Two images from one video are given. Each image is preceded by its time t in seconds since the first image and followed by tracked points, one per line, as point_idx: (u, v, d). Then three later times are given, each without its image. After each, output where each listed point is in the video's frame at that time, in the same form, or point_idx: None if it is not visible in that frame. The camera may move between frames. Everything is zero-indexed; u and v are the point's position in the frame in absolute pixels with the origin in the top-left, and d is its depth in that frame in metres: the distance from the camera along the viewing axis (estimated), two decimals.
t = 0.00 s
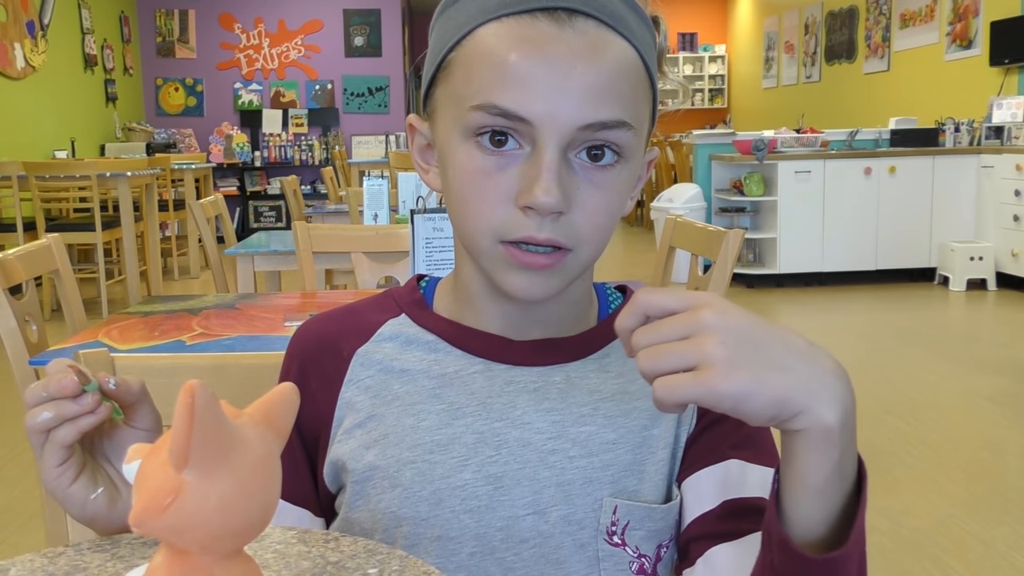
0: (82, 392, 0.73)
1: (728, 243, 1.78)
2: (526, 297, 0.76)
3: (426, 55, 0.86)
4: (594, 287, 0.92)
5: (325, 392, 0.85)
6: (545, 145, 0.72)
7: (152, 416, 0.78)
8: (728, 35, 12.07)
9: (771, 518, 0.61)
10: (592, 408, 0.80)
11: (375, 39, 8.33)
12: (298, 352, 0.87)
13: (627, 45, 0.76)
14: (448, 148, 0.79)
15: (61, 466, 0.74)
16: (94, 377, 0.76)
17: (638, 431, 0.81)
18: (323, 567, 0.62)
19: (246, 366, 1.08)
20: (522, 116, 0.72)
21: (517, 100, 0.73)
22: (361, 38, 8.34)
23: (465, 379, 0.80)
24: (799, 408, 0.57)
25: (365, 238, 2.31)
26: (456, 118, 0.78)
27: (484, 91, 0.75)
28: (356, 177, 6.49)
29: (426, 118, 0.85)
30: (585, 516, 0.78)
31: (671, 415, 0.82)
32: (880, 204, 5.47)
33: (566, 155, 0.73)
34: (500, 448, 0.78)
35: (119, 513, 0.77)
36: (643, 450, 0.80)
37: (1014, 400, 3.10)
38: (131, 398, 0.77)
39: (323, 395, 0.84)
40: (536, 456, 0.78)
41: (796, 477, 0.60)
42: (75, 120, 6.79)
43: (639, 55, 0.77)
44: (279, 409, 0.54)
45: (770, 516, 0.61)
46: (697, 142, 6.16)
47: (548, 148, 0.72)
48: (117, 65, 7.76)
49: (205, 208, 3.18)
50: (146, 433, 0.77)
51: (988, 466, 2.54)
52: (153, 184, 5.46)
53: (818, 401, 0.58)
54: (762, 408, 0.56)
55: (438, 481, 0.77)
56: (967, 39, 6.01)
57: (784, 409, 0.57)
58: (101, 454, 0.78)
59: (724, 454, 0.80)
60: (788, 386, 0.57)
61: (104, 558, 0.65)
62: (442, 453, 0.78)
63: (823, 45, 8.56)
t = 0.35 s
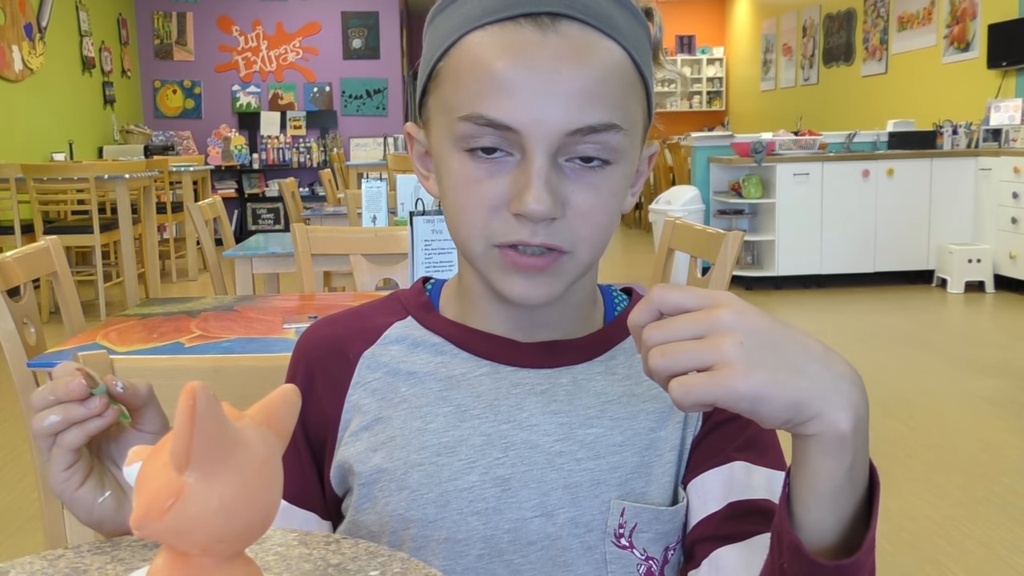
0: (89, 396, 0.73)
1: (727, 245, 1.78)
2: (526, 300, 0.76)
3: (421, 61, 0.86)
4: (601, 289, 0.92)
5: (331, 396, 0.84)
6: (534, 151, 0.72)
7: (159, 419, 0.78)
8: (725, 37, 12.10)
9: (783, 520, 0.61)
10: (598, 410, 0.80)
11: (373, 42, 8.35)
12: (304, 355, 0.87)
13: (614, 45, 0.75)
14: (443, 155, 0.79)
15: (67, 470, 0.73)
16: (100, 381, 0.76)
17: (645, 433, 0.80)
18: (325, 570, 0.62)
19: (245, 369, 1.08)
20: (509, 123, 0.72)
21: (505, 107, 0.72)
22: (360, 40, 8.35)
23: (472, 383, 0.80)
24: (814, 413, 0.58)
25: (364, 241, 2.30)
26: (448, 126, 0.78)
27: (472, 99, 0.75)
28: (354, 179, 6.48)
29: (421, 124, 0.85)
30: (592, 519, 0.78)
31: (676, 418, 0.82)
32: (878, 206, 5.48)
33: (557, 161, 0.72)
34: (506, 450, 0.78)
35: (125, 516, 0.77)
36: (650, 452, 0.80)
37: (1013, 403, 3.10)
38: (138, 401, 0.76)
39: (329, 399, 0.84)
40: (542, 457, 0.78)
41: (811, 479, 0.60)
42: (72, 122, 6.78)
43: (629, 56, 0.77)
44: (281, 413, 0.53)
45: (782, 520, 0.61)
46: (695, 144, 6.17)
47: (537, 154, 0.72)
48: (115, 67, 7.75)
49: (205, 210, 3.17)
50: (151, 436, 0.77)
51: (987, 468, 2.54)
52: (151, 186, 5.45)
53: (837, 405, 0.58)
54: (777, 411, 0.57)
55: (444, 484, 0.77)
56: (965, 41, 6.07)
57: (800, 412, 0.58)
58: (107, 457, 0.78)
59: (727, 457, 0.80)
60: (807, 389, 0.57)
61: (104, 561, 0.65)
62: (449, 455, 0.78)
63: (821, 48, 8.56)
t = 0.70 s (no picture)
0: (83, 399, 0.73)
1: (727, 246, 1.79)
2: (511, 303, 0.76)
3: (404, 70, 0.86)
4: (600, 289, 0.92)
5: (330, 399, 0.85)
6: (503, 155, 0.72)
7: (155, 421, 0.78)
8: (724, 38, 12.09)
9: (798, 518, 0.61)
10: (597, 411, 0.80)
11: (372, 43, 8.35)
12: (304, 359, 0.87)
13: (582, 42, 0.75)
14: (420, 164, 0.79)
15: (63, 475, 0.73)
16: (95, 384, 0.75)
17: (644, 434, 0.80)
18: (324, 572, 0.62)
19: (245, 369, 1.07)
20: (476, 129, 0.73)
21: (470, 112, 0.73)
22: (359, 41, 8.36)
23: (469, 385, 0.80)
24: (830, 411, 0.58)
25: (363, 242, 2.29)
26: (422, 135, 0.78)
27: (439, 109, 0.75)
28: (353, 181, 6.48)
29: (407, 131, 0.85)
30: (591, 520, 0.78)
31: (677, 418, 0.82)
32: (878, 208, 5.48)
33: (527, 161, 0.73)
34: (504, 452, 0.77)
35: (123, 520, 0.77)
36: (649, 453, 0.80)
37: (1013, 404, 3.10)
38: (133, 404, 0.76)
39: (328, 401, 0.84)
40: (542, 459, 0.78)
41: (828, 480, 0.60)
42: (72, 123, 6.78)
43: (602, 52, 0.76)
44: (280, 414, 0.53)
45: (795, 519, 0.61)
46: (694, 146, 6.18)
47: (505, 155, 0.72)
48: (114, 69, 7.75)
49: (203, 212, 3.16)
50: (148, 439, 0.77)
51: (986, 470, 2.54)
52: (151, 187, 5.44)
53: (857, 404, 0.58)
54: (790, 401, 0.57)
55: (444, 485, 0.77)
56: (964, 43, 6.04)
57: (815, 408, 0.58)
58: (104, 461, 0.77)
59: (729, 457, 0.80)
60: (824, 385, 0.57)
61: (103, 563, 0.65)
62: (448, 457, 0.78)
63: (820, 49, 8.57)
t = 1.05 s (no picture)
0: (78, 408, 0.73)
1: (726, 248, 1.79)
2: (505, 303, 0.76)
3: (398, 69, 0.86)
4: (593, 289, 0.92)
5: (325, 402, 0.85)
6: (496, 148, 0.72)
7: (151, 427, 0.78)
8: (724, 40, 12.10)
9: (799, 518, 0.61)
10: (591, 413, 0.80)
11: (372, 44, 8.35)
12: (296, 362, 0.87)
13: (576, 38, 0.75)
14: (414, 162, 0.79)
15: (57, 485, 0.73)
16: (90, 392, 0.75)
17: (638, 436, 0.81)
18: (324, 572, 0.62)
19: (244, 371, 1.06)
20: (470, 124, 0.73)
21: (462, 107, 0.73)
22: (358, 43, 8.37)
23: (464, 387, 0.80)
24: (832, 411, 0.58)
25: (361, 243, 2.29)
26: (416, 132, 0.78)
27: (434, 103, 0.75)
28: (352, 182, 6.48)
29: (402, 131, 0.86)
30: (586, 522, 0.78)
31: (671, 419, 0.82)
32: (877, 209, 5.49)
33: (519, 155, 0.73)
34: (499, 454, 0.78)
35: (120, 525, 0.76)
36: (644, 455, 0.80)
37: (1012, 407, 3.10)
38: (128, 410, 0.76)
39: (322, 404, 0.85)
40: (536, 461, 0.78)
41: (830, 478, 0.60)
42: (71, 124, 6.78)
43: (593, 48, 0.77)
44: (280, 415, 0.53)
45: (795, 518, 0.61)
46: (694, 147, 6.18)
47: (497, 149, 0.72)
48: (113, 69, 7.75)
49: (202, 212, 3.16)
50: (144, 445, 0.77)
51: (985, 471, 2.54)
52: (150, 187, 5.44)
53: (862, 403, 0.59)
54: (792, 404, 0.57)
55: (438, 489, 0.77)
56: (963, 45, 6.12)
57: (817, 408, 0.58)
58: (99, 470, 0.77)
59: (724, 457, 0.81)
60: (825, 386, 0.57)
61: (103, 563, 0.65)
62: (442, 460, 0.78)
63: (819, 51, 8.57)
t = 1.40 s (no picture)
0: (78, 412, 0.73)
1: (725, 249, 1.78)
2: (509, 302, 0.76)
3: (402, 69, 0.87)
4: (595, 290, 0.92)
5: (326, 404, 0.85)
6: (502, 145, 0.72)
7: (151, 429, 0.78)
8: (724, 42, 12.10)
9: (801, 519, 0.61)
10: (593, 415, 0.80)
11: (372, 45, 8.34)
12: (297, 363, 0.86)
13: (582, 38, 0.76)
14: (419, 160, 0.79)
15: (56, 489, 0.73)
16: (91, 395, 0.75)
17: (640, 437, 0.80)
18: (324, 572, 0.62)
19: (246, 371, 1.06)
20: (477, 120, 0.73)
21: (469, 103, 0.73)
22: (358, 44, 8.36)
23: (466, 389, 0.80)
24: (832, 409, 0.58)
25: (361, 244, 2.29)
26: (422, 129, 0.78)
27: (441, 99, 0.75)
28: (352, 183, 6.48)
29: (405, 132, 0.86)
30: (588, 524, 0.78)
31: (672, 421, 0.82)
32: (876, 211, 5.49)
33: (525, 152, 0.73)
34: (501, 456, 0.78)
35: (120, 528, 0.77)
36: (645, 457, 0.80)
37: (1012, 409, 3.10)
38: (128, 413, 0.76)
39: (324, 406, 0.84)
40: (538, 463, 0.78)
41: (830, 478, 0.60)
42: (70, 125, 6.78)
43: (599, 48, 0.77)
44: (280, 415, 0.53)
45: (797, 518, 0.61)
46: (694, 149, 6.20)
47: (503, 146, 0.72)
48: (113, 70, 7.75)
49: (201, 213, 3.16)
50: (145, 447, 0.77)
51: (984, 473, 2.55)
52: (149, 188, 5.43)
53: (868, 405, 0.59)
54: (797, 395, 0.57)
55: (441, 491, 0.77)
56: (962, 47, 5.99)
57: (818, 405, 0.58)
58: (100, 473, 0.77)
59: (725, 459, 0.81)
60: (827, 382, 0.57)
61: (103, 563, 0.65)
62: (445, 462, 0.78)
63: (819, 53, 8.58)
